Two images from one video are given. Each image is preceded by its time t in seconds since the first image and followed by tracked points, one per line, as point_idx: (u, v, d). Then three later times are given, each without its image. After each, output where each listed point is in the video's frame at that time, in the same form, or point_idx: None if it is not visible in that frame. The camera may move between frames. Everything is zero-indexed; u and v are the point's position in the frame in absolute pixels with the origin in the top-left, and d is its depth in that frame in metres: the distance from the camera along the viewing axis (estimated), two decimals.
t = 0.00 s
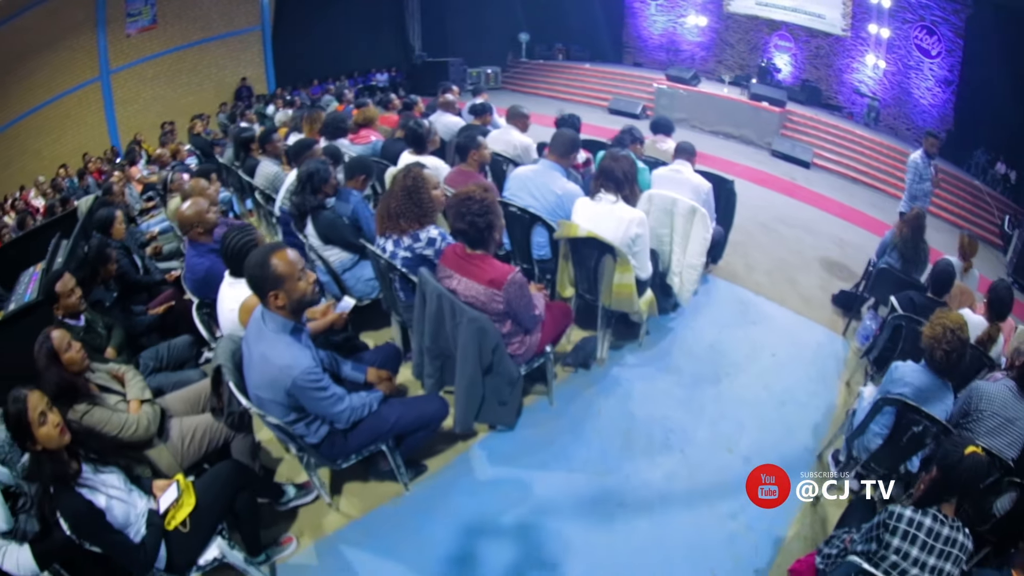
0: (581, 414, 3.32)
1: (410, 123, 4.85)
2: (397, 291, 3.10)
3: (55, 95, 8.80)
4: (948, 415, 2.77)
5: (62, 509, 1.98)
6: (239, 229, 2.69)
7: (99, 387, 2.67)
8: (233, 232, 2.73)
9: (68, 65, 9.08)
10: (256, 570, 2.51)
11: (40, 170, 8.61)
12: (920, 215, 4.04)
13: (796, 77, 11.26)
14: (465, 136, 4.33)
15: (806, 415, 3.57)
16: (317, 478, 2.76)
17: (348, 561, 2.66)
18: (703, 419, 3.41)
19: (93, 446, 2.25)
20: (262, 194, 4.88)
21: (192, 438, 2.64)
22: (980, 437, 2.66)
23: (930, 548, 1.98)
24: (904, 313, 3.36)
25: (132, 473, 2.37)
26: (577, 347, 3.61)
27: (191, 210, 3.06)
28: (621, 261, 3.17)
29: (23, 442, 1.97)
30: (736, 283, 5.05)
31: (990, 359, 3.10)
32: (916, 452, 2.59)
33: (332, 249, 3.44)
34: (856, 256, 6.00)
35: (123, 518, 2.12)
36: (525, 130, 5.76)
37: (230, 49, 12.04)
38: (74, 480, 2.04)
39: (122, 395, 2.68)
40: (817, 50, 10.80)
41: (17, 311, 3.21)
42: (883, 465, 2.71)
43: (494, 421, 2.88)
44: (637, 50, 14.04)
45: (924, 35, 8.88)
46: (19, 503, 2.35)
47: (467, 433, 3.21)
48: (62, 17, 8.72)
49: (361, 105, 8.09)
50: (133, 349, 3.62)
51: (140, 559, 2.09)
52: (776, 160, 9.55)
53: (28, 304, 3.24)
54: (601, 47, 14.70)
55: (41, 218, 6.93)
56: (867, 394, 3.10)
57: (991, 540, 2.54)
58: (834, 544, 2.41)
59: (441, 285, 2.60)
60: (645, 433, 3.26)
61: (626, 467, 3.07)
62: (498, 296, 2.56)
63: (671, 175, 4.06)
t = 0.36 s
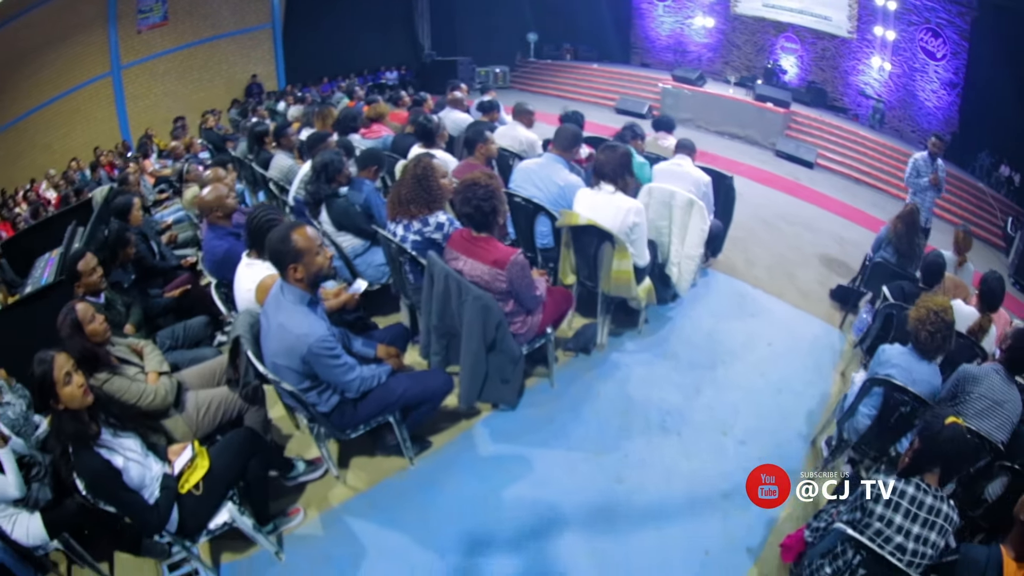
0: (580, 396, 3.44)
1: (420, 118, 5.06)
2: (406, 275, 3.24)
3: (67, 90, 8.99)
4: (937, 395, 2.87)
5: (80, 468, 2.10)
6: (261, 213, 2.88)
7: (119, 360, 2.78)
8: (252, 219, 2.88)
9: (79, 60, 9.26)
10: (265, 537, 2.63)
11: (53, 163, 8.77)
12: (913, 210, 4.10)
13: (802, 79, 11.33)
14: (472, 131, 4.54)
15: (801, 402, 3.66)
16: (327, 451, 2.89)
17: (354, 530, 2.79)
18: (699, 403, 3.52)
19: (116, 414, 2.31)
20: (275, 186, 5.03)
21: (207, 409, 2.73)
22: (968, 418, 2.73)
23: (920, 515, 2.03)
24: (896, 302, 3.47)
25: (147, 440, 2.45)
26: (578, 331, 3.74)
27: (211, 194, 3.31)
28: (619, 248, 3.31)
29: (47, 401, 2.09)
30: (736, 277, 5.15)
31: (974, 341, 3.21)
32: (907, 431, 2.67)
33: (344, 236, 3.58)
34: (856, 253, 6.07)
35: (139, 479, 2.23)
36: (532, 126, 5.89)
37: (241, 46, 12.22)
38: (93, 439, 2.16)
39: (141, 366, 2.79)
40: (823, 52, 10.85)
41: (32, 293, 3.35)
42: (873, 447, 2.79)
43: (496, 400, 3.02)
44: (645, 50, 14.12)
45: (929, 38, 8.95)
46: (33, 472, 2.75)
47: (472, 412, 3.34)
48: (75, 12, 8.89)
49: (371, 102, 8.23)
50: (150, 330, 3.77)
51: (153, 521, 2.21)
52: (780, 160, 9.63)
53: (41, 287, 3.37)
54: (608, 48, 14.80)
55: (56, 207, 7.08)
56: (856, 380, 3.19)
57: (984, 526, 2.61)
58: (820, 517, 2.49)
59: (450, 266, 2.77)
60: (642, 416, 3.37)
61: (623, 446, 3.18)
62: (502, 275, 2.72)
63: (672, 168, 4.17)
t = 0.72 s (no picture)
0: (579, 380, 3.56)
1: (428, 114, 5.22)
2: (411, 262, 3.36)
3: (75, 87, 9.15)
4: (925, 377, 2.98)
5: (100, 434, 2.22)
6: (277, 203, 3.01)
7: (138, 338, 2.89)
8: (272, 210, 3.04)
9: (87, 58, 9.42)
10: (273, 508, 2.76)
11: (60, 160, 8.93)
12: (906, 205, 4.21)
13: (806, 79, 11.41)
14: (477, 127, 4.70)
15: (795, 390, 3.76)
16: (335, 426, 3.03)
17: (358, 503, 2.92)
18: (696, 388, 3.63)
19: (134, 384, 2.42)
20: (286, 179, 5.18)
21: (221, 385, 2.84)
22: (955, 400, 2.86)
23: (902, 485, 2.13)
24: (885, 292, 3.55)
25: (162, 412, 2.58)
26: (577, 319, 3.86)
27: (229, 183, 3.50)
28: (615, 237, 3.43)
29: (71, 368, 2.20)
30: (733, 270, 5.25)
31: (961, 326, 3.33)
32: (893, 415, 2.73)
33: (354, 224, 3.70)
34: (854, 250, 6.17)
35: (155, 446, 2.37)
36: (535, 124, 6.01)
37: (249, 46, 12.42)
38: (112, 407, 2.27)
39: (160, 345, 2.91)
40: (826, 53, 10.94)
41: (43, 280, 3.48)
42: (862, 429, 2.83)
43: (498, 381, 3.15)
44: (650, 51, 14.20)
45: (932, 39, 9.04)
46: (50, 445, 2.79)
47: (474, 393, 3.46)
48: (84, 11, 9.05)
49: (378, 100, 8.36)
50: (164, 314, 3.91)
51: (166, 483, 2.33)
52: (782, 160, 9.73)
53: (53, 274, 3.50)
54: (613, 48, 14.92)
55: (69, 199, 7.24)
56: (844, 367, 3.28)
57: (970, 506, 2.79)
58: (805, 492, 2.55)
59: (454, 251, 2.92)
60: (638, 399, 3.49)
61: (620, 427, 3.29)
62: (503, 259, 2.88)
63: (670, 163, 4.28)
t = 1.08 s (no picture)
0: (580, 366, 3.68)
1: (436, 110, 5.36)
2: (420, 249, 3.49)
3: (82, 83, 9.37)
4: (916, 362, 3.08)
5: (120, 401, 2.35)
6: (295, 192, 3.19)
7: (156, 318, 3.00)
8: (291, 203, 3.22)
9: (96, 54, 9.62)
10: (282, 482, 2.90)
11: (70, 154, 9.25)
12: (902, 200, 4.29)
13: (811, 81, 11.44)
14: (484, 123, 4.84)
15: (790, 378, 3.85)
16: (343, 404, 3.17)
17: (363, 479, 3.05)
18: (692, 375, 3.74)
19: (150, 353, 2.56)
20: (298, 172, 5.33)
21: (235, 362, 2.93)
22: (942, 384, 2.94)
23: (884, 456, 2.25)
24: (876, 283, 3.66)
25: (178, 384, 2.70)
26: (578, 308, 3.97)
27: (247, 173, 3.64)
28: (615, 227, 3.56)
29: (96, 337, 2.34)
30: (733, 265, 5.36)
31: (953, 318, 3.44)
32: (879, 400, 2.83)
33: (365, 214, 3.83)
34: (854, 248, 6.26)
35: (171, 416, 2.49)
36: (541, 121, 6.14)
37: (259, 44, 12.61)
38: (133, 375, 2.41)
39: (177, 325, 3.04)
40: (832, 54, 11.01)
41: (53, 268, 3.58)
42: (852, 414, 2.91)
43: (501, 364, 3.29)
44: (657, 52, 14.29)
45: (937, 41, 9.13)
46: (63, 418, 2.86)
47: (478, 376, 3.59)
48: (91, 8, 9.23)
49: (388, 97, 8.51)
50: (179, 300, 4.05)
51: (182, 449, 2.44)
52: (786, 160, 9.82)
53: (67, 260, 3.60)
54: (620, 49, 15.04)
55: (83, 190, 7.42)
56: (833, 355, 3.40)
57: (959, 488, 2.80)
58: (805, 490, 2.34)
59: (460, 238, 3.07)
60: (635, 384, 3.61)
61: (618, 410, 3.41)
62: (507, 245, 3.06)
63: (670, 159, 4.39)
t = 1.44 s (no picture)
0: (581, 353, 3.80)
1: (443, 107, 5.49)
2: (428, 237, 3.62)
3: (93, 78, 9.50)
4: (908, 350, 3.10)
5: (139, 372, 2.48)
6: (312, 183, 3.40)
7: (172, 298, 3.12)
8: (308, 195, 3.36)
9: (106, 51, 9.78)
10: (290, 458, 3.02)
11: (80, 148, 9.36)
12: (899, 197, 4.38)
13: (817, 83, 11.53)
14: (490, 119, 4.97)
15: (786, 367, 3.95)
16: (351, 385, 3.29)
17: (369, 457, 3.17)
18: (690, 363, 3.84)
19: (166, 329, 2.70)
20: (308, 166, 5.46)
21: (247, 343, 3.07)
22: (931, 369, 2.93)
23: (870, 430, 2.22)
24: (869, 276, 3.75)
25: (194, 361, 2.86)
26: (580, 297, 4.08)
27: (260, 163, 3.76)
28: (615, 219, 3.68)
29: (118, 312, 2.47)
30: (733, 260, 5.46)
31: (946, 310, 3.53)
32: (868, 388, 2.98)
33: (375, 205, 3.95)
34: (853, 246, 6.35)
35: (187, 389, 2.62)
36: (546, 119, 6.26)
37: (268, 41, 12.78)
38: (151, 349, 2.53)
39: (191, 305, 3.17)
40: (837, 56, 11.07)
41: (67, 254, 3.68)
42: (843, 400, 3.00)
43: (503, 348, 3.41)
44: (663, 53, 14.37)
45: (941, 43, 9.12)
46: (77, 395, 3.02)
47: (481, 362, 3.71)
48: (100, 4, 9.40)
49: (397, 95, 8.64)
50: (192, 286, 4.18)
51: (197, 419, 2.56)
52: (789, 160, 9.90)
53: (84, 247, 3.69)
54: (626, 50, 15.14)
55: (95, 183, 7.59)
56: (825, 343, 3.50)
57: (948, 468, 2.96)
58: (804, 490, 2.35)
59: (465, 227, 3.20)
60: (634, 371, 3.71)
61: (616, 395, 3.51)
62: (509, 233, 3.20)
63: (670, 155, 4.49)
